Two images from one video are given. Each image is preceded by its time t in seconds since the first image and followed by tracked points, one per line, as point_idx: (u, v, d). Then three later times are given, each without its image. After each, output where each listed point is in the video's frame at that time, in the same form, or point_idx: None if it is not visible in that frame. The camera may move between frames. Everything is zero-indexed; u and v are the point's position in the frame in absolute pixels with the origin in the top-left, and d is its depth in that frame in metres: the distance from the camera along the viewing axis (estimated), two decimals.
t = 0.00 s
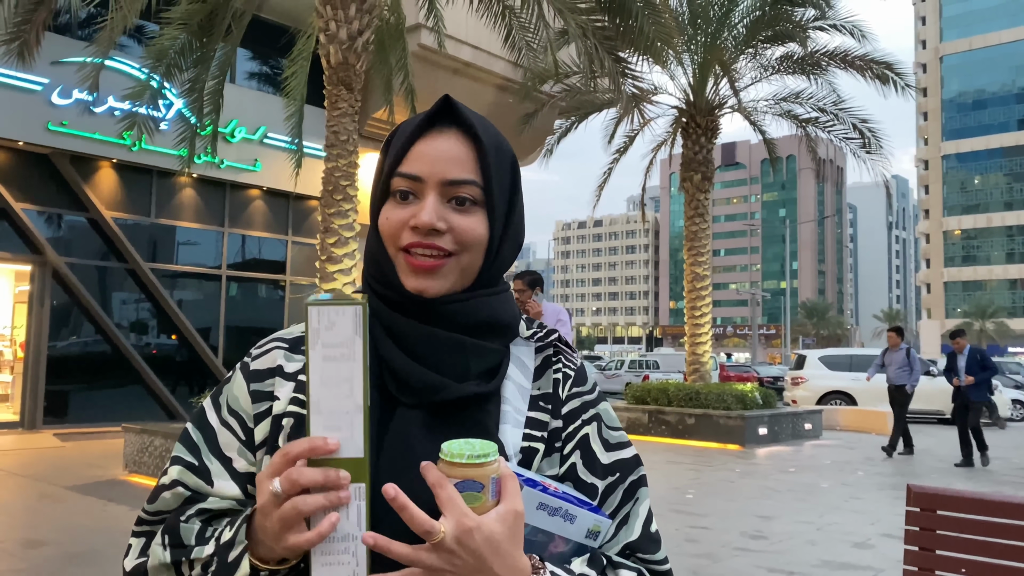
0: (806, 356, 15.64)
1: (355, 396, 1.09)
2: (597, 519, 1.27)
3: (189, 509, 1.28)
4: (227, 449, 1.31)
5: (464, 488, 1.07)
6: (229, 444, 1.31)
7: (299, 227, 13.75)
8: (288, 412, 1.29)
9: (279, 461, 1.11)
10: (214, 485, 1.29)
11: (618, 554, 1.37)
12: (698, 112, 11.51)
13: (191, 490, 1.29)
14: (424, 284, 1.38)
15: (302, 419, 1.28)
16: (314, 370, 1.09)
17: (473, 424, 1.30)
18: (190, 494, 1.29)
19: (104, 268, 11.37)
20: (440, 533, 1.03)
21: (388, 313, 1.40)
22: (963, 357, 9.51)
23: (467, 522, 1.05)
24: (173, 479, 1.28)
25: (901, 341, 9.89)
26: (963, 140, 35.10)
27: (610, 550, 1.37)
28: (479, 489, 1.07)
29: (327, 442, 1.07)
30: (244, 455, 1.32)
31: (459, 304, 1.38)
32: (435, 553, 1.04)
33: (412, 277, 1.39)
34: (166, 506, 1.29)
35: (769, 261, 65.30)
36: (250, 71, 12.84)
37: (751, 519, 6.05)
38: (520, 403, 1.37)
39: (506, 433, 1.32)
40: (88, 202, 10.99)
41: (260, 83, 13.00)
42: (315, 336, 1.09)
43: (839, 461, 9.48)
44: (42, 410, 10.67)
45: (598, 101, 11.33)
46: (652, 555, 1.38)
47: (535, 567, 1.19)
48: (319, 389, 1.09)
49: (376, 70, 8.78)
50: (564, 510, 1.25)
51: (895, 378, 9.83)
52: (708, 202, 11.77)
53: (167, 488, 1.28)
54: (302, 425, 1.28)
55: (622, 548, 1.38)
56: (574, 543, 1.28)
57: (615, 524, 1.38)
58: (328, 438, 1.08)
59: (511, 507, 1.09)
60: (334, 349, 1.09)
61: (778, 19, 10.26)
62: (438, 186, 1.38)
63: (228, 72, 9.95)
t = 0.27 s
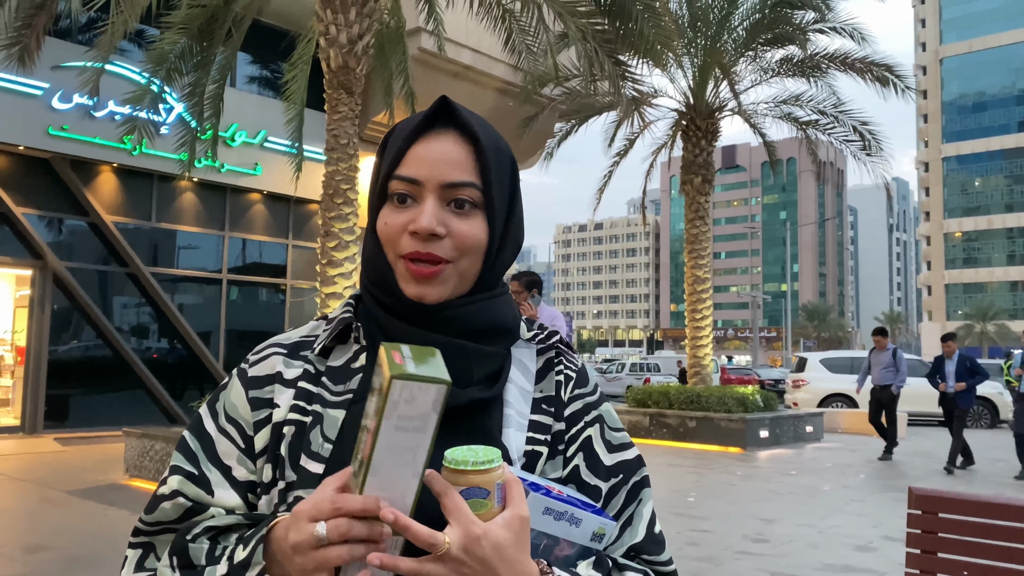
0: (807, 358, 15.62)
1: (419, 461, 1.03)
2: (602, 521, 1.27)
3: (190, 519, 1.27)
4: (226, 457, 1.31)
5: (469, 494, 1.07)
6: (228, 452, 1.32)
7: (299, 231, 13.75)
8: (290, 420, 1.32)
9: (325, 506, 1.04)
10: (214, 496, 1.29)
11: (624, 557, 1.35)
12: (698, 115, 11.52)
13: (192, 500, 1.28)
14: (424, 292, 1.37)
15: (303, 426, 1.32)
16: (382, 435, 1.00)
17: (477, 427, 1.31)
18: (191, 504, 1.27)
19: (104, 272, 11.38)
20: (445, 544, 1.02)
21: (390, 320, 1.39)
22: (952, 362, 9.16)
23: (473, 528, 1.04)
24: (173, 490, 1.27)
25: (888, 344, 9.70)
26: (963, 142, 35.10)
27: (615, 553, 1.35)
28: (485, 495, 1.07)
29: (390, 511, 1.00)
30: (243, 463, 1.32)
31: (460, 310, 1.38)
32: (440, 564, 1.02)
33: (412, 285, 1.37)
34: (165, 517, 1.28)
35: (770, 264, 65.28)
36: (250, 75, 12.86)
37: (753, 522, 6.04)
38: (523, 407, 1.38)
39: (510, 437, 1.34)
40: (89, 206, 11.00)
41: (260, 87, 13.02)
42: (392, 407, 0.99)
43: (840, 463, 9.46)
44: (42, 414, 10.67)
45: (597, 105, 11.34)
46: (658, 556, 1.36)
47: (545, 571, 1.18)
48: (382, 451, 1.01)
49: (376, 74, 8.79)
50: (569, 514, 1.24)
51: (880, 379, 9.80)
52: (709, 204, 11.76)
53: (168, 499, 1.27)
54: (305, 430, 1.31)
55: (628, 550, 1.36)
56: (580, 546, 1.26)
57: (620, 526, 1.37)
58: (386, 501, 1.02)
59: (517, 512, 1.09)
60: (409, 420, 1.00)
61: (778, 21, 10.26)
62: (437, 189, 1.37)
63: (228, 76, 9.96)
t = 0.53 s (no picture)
0: (807, 360, 15.61)
1: (431, 514, 0.98)
2: (610, 520, 1.25)
3: (196, 530, 1.25)
4: (229, 465, 1.29)
5: (476, 504, 1.06)
6: (231, 460, 1.30)
7: (299, 234, 13.75)
8: (292, 427, 1.31)
9: (337, 523, 1.05)
10: (219, 505, 1.27)
11: (633, 555, 1.35)
12: (698, 117, 11.52)
13: (198, 510, 1.25)
14: (420, 304, 1.35)
15: (306, 433, 1.31)
16: (400, 477, 0.99)
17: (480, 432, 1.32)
18: (197, 515, 1.25)
19: (104, 276, 11.37)
20: (458, 559, 1.01)
21: (387, 328, 1.40)
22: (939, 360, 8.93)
23: (484, 538, 1.04)
24: (179, 500, 1.24)
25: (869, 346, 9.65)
26: (963, 144, 35.11)
27: (624, 552, 1.34)
28: (491, 503, 1.06)
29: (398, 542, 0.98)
30: (247, 470, 1.31)
31: (457, 317, 1.38)
32: None
33: (407, 296, 1.36)
34: (169, 527, 1.25)
35: (770, 266, 65.27)
36: (250, 78, 12.86)
37: (753, 524, 6.02)
38: (528, 407, 1.38)
39: (516, 438, 1.33)
40: (89, 210, 11.00)
41: (260, 90, 13.02)
42: (414, 453, 0.98)
43: (841, 465, 9.44)
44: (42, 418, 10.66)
45: (597, 107, 11.35)
46: (668, 553, 1.36)
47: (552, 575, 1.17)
48: (397, 491, 0.99)
49: (376, 76, 8.78)
50: (576, 514, 1.22)
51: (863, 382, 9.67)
52: (709, 207, 11.75)
53: (173, 509, 1.24)
54: (308, 438, 1.31)
55: (637, 548, 1.35)
56: (588, 546, 1.25)
57: (629, 524, 1.36)
58: (395, 531, 0.98)
59: (522, 517, 1.10)
60: (429, 472, 0.98)
61: (778, 23, 10.26)
62: (428, 195, 1.36)
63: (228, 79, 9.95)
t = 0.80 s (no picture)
0: (807, 362, 15.60)
1: (437, 548, 0.99)
2: (624, 522, 1.22)
3: (207, 543, 1.26)
4: (235, 477, 1.31)
5: (491, 527, 1.06)
6: (237, 472, 1.31)
7: (298, 236, 13.74)
8: (297, 442, 1.32)
9: (350, 544, 1.04)
10: (229, 518, 1.28)
11: (647, 551, 1.37)
12: (698, 119, 11.53)
13: (209, 525, 1.26)
14: (414, 304, 1.33)
15: (311, 447, 1.32)
16: (402, 509, 1.00)
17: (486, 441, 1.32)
18: (207, 529, 1.26)
19: (103, 278, 11.37)
20: None
21: (385, 335, 1.38)
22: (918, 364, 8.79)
23: (501, 563, 1.03)
24: (190, 516, 1.26)
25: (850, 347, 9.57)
26: (962, 145, 35.13)
27: (638, 549, 1.36)
28: (507, 526, 1.06)
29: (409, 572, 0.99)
30: (254, 481, 1.32)
31: (454, 322, 1.36)
32: None
33: (401, 302, 1.34)
34: (181, 542, 1.26)
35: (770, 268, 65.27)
36: (250, 80, 12.86)
37: (753, 526, 6.02)
38: (536, 408, 1.39)
39: (525, 442, 1.35)
40: (88, 212, 11.01)
41: (260, 92, 13.02)
42: (413, 491, 0.98)
43: (842, 467, 9.44)
44: (41, 420, 10.65)
45: (597, 109, 11.35)
46: (681, 549, 1.38)
47: None
48: (401, 523, 1.00)
49: (376, 78, 8.78)
50: (592, 522, 1.20)
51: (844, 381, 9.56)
52: (709, 209, 11.75)
53: (184, 525, 1.26)
54: (313, 453, 1.32)
55: (650, 545, 1.37)
56: (603, 549, 1.24)
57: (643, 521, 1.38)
58: (405, 561, 0.99)
59: (540, 536, 1.09)
60: (430, 508, 0.98)
61: (778, 25, 10.25)
62: (420, 198, 1.34)
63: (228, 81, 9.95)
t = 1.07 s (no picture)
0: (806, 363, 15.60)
1: (484, 563, 0.98)
2: (668, 516, 1.21)
3: (243, 554, 1.25)
4: (267, 486, 1.30)
5: (541, 535, 1.05)
6: (269, 481, 1.30)
7: (297, 236, 13.73)
8: (331, 449, 1.31)
9: (397, 557, 1.04)
10: (264, 527, 1.27)
11: (690, 544, 1.36)
12: (697, 120, 11.53)
13: (244, 536, 1.25)
14: (438, 307, 1.35)
15: (345, 454, 1.32)
16: (446, 525, 1.00)
17: (523, 442, 1.31)
18: (243, 540, 1.25)
19: (102, 279, 11.35)
20: None
21: (413, 336, 1.38)
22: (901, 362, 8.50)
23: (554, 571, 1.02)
24: (224, 527, 1.25)
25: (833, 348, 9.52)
26: (961, 147, 35.15)
27: (681, 542, 1.36)
28: (556, 532, 1.05)
29: None
30: (286, 489, 1.31)
31: (481, 321, 1.36)
32: None
33: (427, 301, 1.35)
34: (215, 554, 1.25)
35: (769, 269, 65.30)
36: (249, 81, 12.85)
37: (753, 527, 6.01)
38: (570, 403, 1.39)
39: (562, 439, 1.35)
40: (87, 213, 10.99)
41: (259, 93, 13.01)
42: (456, 507, 0.99)
43: (841, 468, 9.43)
44: (40, 421, 10.63)
45: (596, 110, 11.36)
46: (724, 540, 1.37)
47: None
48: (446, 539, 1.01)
49: (374, 79, 8.77)
50: (636, 520, 1.19)
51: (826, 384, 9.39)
52: (708, 209, 11.75)
53: (218, 536, 1.25)
54: (348, 458, 1.32)
55: (692, 538, 1.36)
56: (646, 544, 1.23)
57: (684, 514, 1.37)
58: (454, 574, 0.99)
59: (589, 540, 1.09)
60: (475, 524, 0.98)
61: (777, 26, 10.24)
62: (442, 196, 1.33)
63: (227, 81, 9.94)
